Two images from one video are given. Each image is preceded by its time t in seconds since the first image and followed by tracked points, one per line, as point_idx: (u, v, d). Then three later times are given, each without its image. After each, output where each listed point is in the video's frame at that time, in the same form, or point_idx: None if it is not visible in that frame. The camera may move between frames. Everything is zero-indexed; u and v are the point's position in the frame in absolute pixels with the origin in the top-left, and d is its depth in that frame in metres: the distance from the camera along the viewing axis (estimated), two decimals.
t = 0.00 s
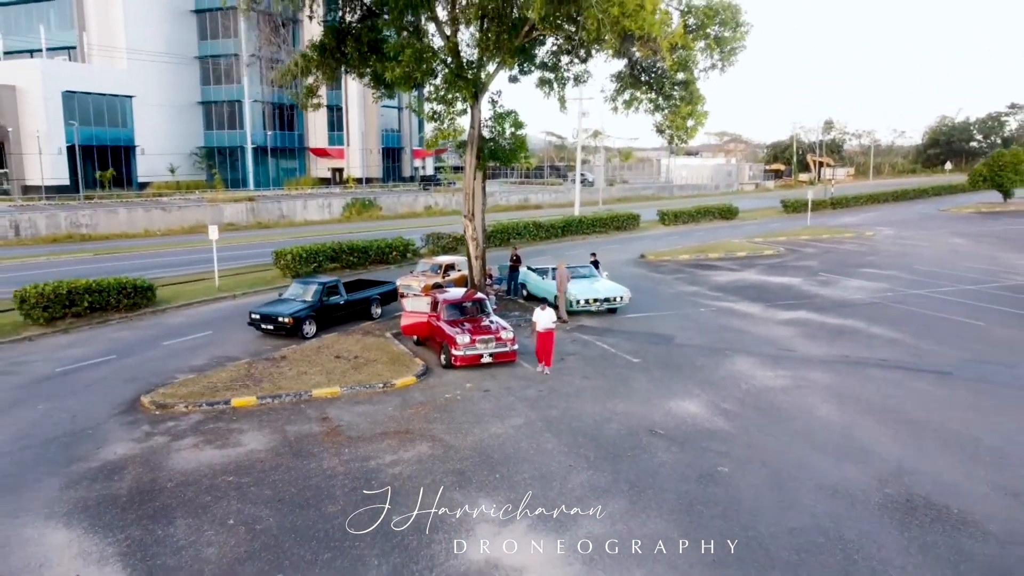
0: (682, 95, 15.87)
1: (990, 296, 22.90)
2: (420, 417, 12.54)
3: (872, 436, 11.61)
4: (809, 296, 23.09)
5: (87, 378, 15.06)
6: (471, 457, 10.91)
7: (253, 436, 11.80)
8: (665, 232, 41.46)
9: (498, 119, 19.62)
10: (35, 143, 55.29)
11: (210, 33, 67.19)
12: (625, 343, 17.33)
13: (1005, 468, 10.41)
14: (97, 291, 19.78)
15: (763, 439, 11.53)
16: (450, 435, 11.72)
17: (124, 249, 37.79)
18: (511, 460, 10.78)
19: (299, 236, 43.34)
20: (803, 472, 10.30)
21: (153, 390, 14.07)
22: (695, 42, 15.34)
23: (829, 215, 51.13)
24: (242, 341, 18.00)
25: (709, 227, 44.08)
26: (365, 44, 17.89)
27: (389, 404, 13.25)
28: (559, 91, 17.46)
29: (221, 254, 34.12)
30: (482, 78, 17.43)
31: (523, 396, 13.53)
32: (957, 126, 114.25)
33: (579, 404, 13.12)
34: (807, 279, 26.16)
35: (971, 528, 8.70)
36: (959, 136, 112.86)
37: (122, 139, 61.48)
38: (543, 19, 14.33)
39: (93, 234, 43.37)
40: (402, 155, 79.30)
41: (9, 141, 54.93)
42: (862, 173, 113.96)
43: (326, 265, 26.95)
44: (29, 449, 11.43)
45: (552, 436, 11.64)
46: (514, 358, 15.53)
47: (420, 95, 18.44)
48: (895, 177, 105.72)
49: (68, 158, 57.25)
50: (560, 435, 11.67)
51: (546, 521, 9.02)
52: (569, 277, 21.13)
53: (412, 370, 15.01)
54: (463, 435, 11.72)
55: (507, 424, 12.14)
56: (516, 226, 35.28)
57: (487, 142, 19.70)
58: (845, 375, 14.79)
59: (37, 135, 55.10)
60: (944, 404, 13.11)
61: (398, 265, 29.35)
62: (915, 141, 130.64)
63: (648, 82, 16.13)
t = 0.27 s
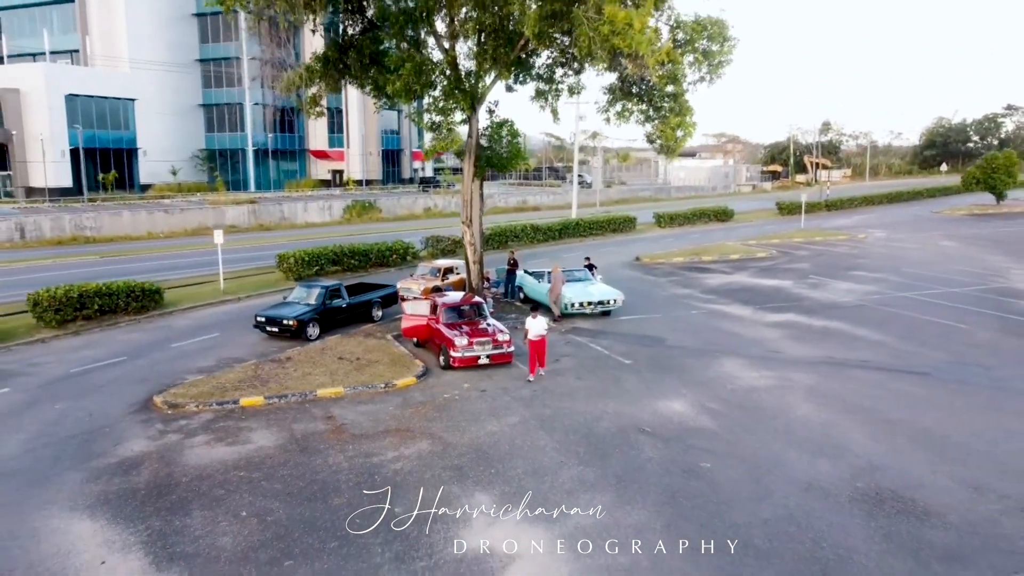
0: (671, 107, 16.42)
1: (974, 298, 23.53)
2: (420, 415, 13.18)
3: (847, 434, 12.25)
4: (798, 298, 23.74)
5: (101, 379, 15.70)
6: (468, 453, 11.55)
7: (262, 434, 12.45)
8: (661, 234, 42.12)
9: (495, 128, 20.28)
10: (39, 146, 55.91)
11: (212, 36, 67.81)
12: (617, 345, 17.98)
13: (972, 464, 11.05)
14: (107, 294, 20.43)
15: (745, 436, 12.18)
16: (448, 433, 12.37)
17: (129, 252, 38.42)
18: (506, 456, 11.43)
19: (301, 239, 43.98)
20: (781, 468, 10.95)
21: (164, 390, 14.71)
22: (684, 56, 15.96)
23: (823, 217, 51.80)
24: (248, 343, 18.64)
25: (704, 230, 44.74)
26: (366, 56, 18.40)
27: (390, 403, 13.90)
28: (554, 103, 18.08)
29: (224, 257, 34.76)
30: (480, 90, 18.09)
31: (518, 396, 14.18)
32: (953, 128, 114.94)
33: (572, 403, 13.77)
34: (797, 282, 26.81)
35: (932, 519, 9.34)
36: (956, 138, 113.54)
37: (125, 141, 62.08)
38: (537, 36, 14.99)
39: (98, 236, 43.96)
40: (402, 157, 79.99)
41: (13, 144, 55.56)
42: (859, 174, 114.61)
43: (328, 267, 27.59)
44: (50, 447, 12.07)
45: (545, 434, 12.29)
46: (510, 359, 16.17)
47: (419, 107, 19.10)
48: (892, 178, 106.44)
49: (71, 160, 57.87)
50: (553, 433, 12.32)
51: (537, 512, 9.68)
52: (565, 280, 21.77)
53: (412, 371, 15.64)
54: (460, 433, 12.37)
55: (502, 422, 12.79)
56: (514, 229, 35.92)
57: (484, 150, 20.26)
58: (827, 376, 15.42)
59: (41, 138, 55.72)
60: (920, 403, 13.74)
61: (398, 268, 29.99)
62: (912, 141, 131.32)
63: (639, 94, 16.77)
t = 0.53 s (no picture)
0: (662, 117, 16.98)
1: (961, 301, 24.09)
2: (420, 416, 13.76)
3: (828, 433, 12.82)
4: (789, 301, 24.31)
5: (112, 380, 16.28)
6: (465, 451, 12.13)
7: (269, 433, 13.03)
8: (658, 237, 42.69)
9: (493, 136, 20.84)
10: (42, 148, 56.50)
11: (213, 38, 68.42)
12: (611, 347, 18.56)
13: (944, 461, 11.62)
14: (115, 298, 21.00)
15: (730, 435, 12.75)
16: (447, 432, 12.95)
17: (134, 254, 38.98)
18: (501, 454, 12.01)
19: (302, 241, 44.56)
20: (763, 465, 11.52)
21: (174, 391, 15.28)
22: (675, 69, 16.54)
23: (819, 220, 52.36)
24: (253, 345, 19.22)
25: (700, 232, 45.31)
26: (367, 66, 18.89)
27: (391, 404, 14.47)
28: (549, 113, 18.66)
29: (227, 259, 35.31)
30: (477, 100, 18.65)
31: (515, 397, 14.75)
32: (951, 129, 115.43)
33: (566, 404, 14.34)
34: (789, 285, 27.38)
35: (903, 512, 9.91)
36: (953, 139, 114.05)
37: (127, 144, 62.65)
38: (532, 50, 15.58)
39: (101, 238, 44.52)
40: (402, 159, 80.50)
41: (17, 147, 56.15)
42: (857, 175, 115.17)
43: (329, 271, 28.15)
44: (67, 445, 12.64)
45: (540, 433, 12.87)
46: (507, 362, 16.73)
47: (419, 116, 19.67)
48: (889, 179, 106.91)
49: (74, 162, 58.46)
50: (547, 432, 12.89)
51: (531, 507, 10.26)
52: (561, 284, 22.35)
53: (412, 372, 16.22)
54: (459, 432, 12.95)
55: (498, 422, 13.36)
56: (512, 231, 36.47)
57: (482, 158, 20.78)
58: (812, 377, 16.00)
59: (44, 140, 56.32)
60: (899, 404, 14.31)
61: (398, 271, 30.55)
62: (910, 142, 131.88)
63: (631, 106, 17.37)
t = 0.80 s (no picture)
0: (652, 131, 17.71)
1: (944, 305, 24.84)
2: (420, 416, 14.52)
3: (806, 433, 13.58)
4: (777, 305, 25.06)
5: (126, 383, 17.03)
6: (462, 450, 12.89)
7: (277, 433, 13.79)
8: (653, 240, 43.44)
9: (490, 147, 21.57)
10: (46, 153, 57.24)
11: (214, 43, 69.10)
12: (603, 350, 19.32)
13: (912, 459, 12.38)
14: (126, 303, 21.75)
15: (712, 435, 13.53)
16: (445, 432, 13.69)
17: (139, 258, 39.69)
18: (497, 453, 12.78)
19: (303, 244, 45.30)
20: (742, 463, 12.27)
21: (185, 393, 16.04)
22: (663, 85, 17.30)
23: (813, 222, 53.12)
24: (260, 348, 19.98)
25: (695, 235, 46.06)
26: (369, 80, 19.46)
27: (393, 405, 15.24)
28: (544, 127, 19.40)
29: (230, 263, 36.05)
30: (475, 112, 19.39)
31: (510, 398, 15.52)
32: (947, 131, 116.19)
33: (559, 405, 15.10)
34: (779, 289, 28.14)
35: (869, 507, 10.66)
36: (949, 141, 114.83)
37: (130, 147, 63.39)
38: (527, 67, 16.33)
39: (106, 242, 45.24)
40: (401, 162, 81.24)
41: (21, 151, 56.86)
42: (853, 177, 115.87)
43: (331, 275, 28.88)
44: (87, 445, 13.39)
45: (534, 432, 13.64)
46: (503, 365, 17.50)
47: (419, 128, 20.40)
48: (885, 181, 107.70)
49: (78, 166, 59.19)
50: (539, 432, 13.67)
51: (524, 502, 11.02)
52: (556, 289, 23.10)
53: (413, 375, 16.98)
54: (455, 432, 13.71)
55: (494, 423, 14.13)
56: (510, 236, 37.19)
57: (480, 168, 21.46)
58: (794, 380, 16.75)
59: (48, 145, 57.05)
60: (876, 405, 15.07)
61: (398, 275, 31.29)
62: (907, 143, 132.62)
63: (621, 120, 18.12)
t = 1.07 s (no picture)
0: (642, 143, 18.38)
1: (929, 309, 25.56)
2: (420, 417, 15.23)
3: (787, 433, 14.29)
4: (768, 309, 25.78)
5: (138, 385, 17.73)
6: (460, 450, 13.60)
7: (285, 433, 14.50)
8: (649, 243, 44.15)
9: (488, 156, 22.26)
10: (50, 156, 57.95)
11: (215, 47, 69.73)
12: (596, 353, 20.03)
13: (886, 457, 13.09)
14: (135, 307, 22.45)
15: (698, 435, 14.24)
16: (444, 432, 14.39)
17: (143, 261, 40.34)
18: (493, 452, 13.49)
19: (305, 247, 45.99)
20: (725, 462, 12.99)
21: (195, 395, 16.73)
22: (654, 99, 17.99)
23: (807, 225, 53.89)
24: (265, 351, 20.68)
25: (691, 238, 46.78)
26: (370, 92, 20.14)
27: (395, 407, 15.95)
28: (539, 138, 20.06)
29: (233, 266, 36.73)
30: (473, 124, 20.10)
31: (506, 400, 16.24)
32: (943, 133, 116.98)
33: (553, 407, 15.81)
34: (770, 292, 28.85)
35: (842, 502, 11.37)
36: (945, 143, 115.60)
37: (132, 150, 64.06)
38: (522, 83, 17.00)
39: (110, 245, 45.89)
40: (401, 165, 81.96)
41: (26, 155, 57.56)
42: (850, 178, 116.58)
43: (333, 279, 29.56)
44: (103, 444, 14.09)
45: (528, 433, 14.35)
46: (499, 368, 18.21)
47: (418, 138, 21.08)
48: (881, 183, 108.44)
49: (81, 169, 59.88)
50: (534, 432, 14.37)
51: (518, 498, 11.73)
52: (552, 293, 23.82)
53: (413, 378, 17.68)
54: (453, 432, 14.41)
55: (491, 423, 14.84)
56: (508, 240, 37.88)
57: (477, 176, 22.09)
58: (779, 382, 17.46)
59: (52, 148, 57.75)
60: (856, 406, 15.78)
61: (398, 279, 31.99)
62: (903, 145, 133.38)
63: (613, 132, 18.82)
